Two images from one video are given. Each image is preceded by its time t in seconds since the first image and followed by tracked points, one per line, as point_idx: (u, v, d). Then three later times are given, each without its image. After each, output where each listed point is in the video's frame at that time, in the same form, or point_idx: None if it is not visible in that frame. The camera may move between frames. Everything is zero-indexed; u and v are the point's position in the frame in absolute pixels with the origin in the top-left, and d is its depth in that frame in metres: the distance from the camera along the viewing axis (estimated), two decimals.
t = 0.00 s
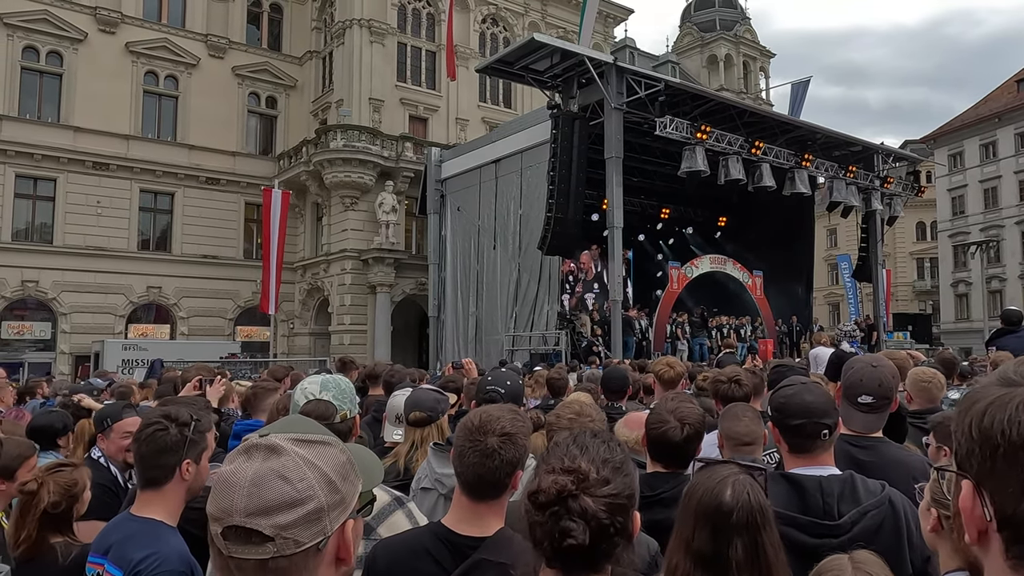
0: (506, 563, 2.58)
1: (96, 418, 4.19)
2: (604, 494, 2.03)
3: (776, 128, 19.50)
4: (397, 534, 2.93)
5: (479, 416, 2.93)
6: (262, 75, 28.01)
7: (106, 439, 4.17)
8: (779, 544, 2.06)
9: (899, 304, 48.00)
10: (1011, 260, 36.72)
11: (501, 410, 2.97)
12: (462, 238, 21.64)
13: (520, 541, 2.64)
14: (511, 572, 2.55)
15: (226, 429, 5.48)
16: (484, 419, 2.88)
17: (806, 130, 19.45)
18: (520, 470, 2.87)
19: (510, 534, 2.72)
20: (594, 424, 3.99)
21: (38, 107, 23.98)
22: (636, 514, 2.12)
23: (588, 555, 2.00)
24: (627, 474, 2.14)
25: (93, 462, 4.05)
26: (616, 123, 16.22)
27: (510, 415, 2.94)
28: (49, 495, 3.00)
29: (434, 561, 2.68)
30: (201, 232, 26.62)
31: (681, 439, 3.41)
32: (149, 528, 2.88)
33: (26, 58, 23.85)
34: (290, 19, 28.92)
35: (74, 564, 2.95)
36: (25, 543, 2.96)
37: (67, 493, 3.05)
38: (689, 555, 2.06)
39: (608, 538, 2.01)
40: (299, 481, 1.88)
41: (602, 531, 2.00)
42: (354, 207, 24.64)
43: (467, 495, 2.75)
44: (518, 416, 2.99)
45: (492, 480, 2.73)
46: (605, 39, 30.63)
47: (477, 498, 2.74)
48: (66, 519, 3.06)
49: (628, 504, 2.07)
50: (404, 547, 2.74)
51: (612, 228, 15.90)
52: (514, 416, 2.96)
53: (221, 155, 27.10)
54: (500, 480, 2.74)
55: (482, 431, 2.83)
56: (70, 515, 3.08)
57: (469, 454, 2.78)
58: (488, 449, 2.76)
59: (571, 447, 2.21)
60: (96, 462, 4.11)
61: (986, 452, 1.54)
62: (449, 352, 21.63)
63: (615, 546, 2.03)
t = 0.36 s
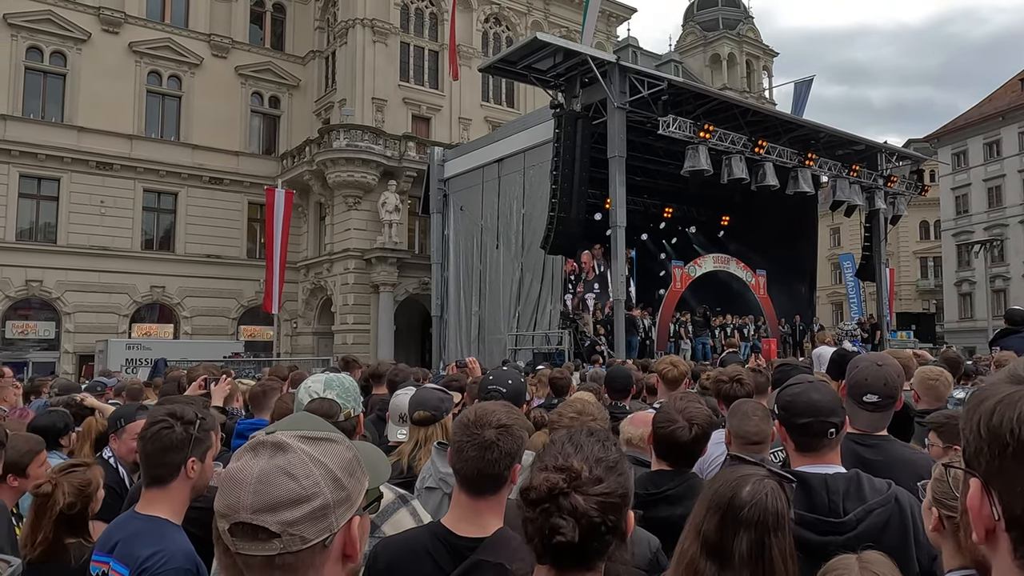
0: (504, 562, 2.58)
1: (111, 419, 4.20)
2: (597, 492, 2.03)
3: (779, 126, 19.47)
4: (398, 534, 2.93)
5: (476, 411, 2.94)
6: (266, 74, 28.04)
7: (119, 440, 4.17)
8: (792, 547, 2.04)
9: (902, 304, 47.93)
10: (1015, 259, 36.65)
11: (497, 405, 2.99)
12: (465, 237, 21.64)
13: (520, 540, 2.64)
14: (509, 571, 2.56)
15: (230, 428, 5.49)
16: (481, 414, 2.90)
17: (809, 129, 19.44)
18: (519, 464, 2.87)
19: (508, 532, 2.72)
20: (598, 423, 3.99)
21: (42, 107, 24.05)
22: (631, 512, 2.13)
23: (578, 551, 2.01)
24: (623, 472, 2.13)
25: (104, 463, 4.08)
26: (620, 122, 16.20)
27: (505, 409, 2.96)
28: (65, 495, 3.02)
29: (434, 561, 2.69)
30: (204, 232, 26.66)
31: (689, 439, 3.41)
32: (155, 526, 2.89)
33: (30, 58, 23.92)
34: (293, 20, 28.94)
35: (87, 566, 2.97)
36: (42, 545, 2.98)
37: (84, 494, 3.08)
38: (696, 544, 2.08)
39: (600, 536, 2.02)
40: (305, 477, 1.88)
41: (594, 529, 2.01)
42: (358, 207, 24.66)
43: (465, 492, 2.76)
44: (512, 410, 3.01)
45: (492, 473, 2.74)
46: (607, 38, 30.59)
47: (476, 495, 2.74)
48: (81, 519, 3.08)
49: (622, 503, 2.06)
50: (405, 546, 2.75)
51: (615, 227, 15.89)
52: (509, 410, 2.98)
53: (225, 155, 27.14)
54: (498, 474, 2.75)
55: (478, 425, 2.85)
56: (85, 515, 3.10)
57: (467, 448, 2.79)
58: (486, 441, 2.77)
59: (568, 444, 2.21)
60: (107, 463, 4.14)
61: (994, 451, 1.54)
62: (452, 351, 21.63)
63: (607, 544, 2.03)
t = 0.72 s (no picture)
0: (501, 560, 2.59)
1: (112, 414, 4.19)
2: (587, 493, 2.03)
3: (781, 126, 19.44)
4: (396, 533, 2.93)
5: (468, 410, 2.95)
6: (267, 74, 28.05)
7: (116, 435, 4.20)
8: (787, 529, 2.08)
9: (904, 303, 47.87)
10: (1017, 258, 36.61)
11: (489, 402, 3.00)
12: (467, 237, 21.64)
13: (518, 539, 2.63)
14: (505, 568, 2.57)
15: (231, 427, 5.49)
16: (474, 412, 2.91)
17: (810, 128, 19.42)
18: (514, 460, 2.90)
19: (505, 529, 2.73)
20: (600, 422, 3.98)
21: (44, 106, 24.08)
22: (621, 511, 2.13)
23: (568, 554, 2.01)
24: (614, 473, 2.12)
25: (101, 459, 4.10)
26: (621, 122, 16.18)
27: (498, 407, 2.97)
28: (70, 493, 3.02)
29: (432, 560, 2.69)
30: (206, 231, 26.68)
31: (691, 438, 3.42)
32: (156, 525, 2.89)
33: (32, 57, 23.95)
34: (294, 20, 28.96)
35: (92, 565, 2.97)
36: (51, 544, 2.99)
37: (88, 493, 3.09)
38: (699, 546, 2.05)
39: (590, 536, 2.01)
40: (304, 476, 1.88)
41: (583, 530, 2.01)
42: (359, 206, 24.67)
43: (463, 492, 2.76)
44: (503, 406, 3.02)
45: (491, 470, 2.75)
46: (609, 37, 30.55)
47: (474, 494, 2.74)
48: (86, 517, 3.08)
49: (612, 504, 2.06)
50: (404, 545, 2.75)
51: (616, 227, 15.88)
52: (500, 406, 2.99)
53: (226, 154, 27.16)
54: (497, 470, 2.77)
55: (473, 424, 2.85)
56: (90, 513, 3.10)
57: (465, 448, 2.79)
58: (482, 440, 2.79)
59: (559, 445, 2.21)
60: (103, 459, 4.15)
61: (990, 447, 1.54)
62: (453, 351, 21.61)
63: (597, 545, 2.03)
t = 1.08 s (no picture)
0: (500, 557, 2.58)
1: (94, 410, 4.19)
2: (591, 489, 2.03)
3: (781, 125, 19.43)
4: (394, 532, 2.93)
5: (456, 411, 2.91)
6: (268, 74, 28.05)
7: (100, 432, 4.18)
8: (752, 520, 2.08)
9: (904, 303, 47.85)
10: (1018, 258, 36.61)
11: (477, 402, 2.97)
12: (467, 236, 21.64)
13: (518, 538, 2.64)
14: (505, 564, 2.56)
15: (230, 426, 5.49)
16: (462, 414, 2.86)
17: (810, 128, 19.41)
18: (505, 457, 2.90)
19: (502, 526, 2.73)
20: (601, 422, 3.97)
21: (44, 106, 24.09)
22: (625, 503, 2.14)
23: (579, 551, 2.01)
24: (615, 467, 2.13)
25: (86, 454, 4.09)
26: (621, 122, 16.17)
27: (485, 405, 2.95)
28: (66, 491, 3.02)
29: (429, 560, 2.70)
30: (206, 231, 26.68)
31: (692, 436, 3.42)
32: (156, 524, 2.89)
33: (33, 57, 23.95)
34: (295, 19, 28.95)
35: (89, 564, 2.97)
36: (48, 544, 2.99)
37: (84, 492, 3.09)
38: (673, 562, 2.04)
39: (597, 532, 2.02)
40: (304, 473, 1.88)
41: (592, 527, 2.01)
42: (359, 206, 24.67)
43: (456, 493, 2.76)
44: (490, 404, 3.00)
45: (484, 470, 2.75)
46: (609, 37, 30.52)
47: (467, 495, 2.74)
48: (83, 515, 3.08)
49: (615, 497, 2.07)
50: (401, 548, 2.75)
51: (617, 226, 15.87)
52: (487, 404, 2.97)
53: (227, 154, 27.17)
54: (489, 470, 2.77)
55: (462, 426, 2.81)
56: (86, 512, 3.10)
57: (457, 451, 2.76)
58: (473, 441, 2.76)
59: (558, 443, 2.21)
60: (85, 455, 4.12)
61: (988, 445, 1.53)
62: (453, 351, 21.61)
63: (605, 538, 2.04)
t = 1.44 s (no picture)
0: (497, 555, 2.60)
1: (88, 409, 4.19)
2: (598, 487, 2.04)
3: (780, 125, 19.43)
4: (392, 532, 2.93)
5: (448, 411, 2.90)
6: (267, 73, 28.04)
7: (92, 431, 4.16)
8: (730, 524, 2.08)
9: (904, 302, 47.84)
10: (1017, 258, 36.65)
11: (467, 401, 2.97)
12: (466, 236, 21.63)
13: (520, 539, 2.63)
14: (507, 563, 2.59)
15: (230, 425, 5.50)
16: (453, 413, 2.86)
17: (810, 127, 19.42)
18: (497, 456, 2.90)
19: (499, 525, 2.74)
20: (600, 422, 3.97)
21: (43, 105, 24.07)
22: (631, 501, 2.14)
23: (588, 549, 2.03)
24: (620, 464, 2.14)
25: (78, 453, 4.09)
26: (621, 121, 16.17)
27: (477, 405, 2.95)
28: (62, 490, 3.01)
29: (426, 560, 2.69)
30: (206, 230, 26.67)
31: (691, 435, 3.43)
32: (156, 524, 2.89)
33: (32, 56, 23.93)
34: (294, 18, 28.94)
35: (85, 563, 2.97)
36: (43, 543, 2.99)
37: (81, 493, 3.08)
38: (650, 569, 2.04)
39: (605, 530, 2.04)
40: (303, 473, 1.88)
41: (599, 524, 2.03)
42: (359, 205, 24.67)
43: (448, 491, 2.76)
44: (482, 403, 3.01)
45: (477, 470, 2.75)
46: (608, 36, 30.50)
47: (461, 494, 2.74)
48: (79, 514, 3.09)
49: (622, 494, 2.07)
50: (399, 549, 2.74)
51: (616, 226, 15.86)
52: (479, 404, 2.97)
53: (227, 153, 27.17)
54: (483, 469, 2.78)
55: (454, 426, 2.81)
56: (82, 511, 3.10)
57: (450, 452, 2.77)
58: (465, 441, 2.77)
59: (562, 441, 2.21)
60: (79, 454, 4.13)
61: (983, 446, 1.54)
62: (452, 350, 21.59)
63: (612, 536, 2.06)
